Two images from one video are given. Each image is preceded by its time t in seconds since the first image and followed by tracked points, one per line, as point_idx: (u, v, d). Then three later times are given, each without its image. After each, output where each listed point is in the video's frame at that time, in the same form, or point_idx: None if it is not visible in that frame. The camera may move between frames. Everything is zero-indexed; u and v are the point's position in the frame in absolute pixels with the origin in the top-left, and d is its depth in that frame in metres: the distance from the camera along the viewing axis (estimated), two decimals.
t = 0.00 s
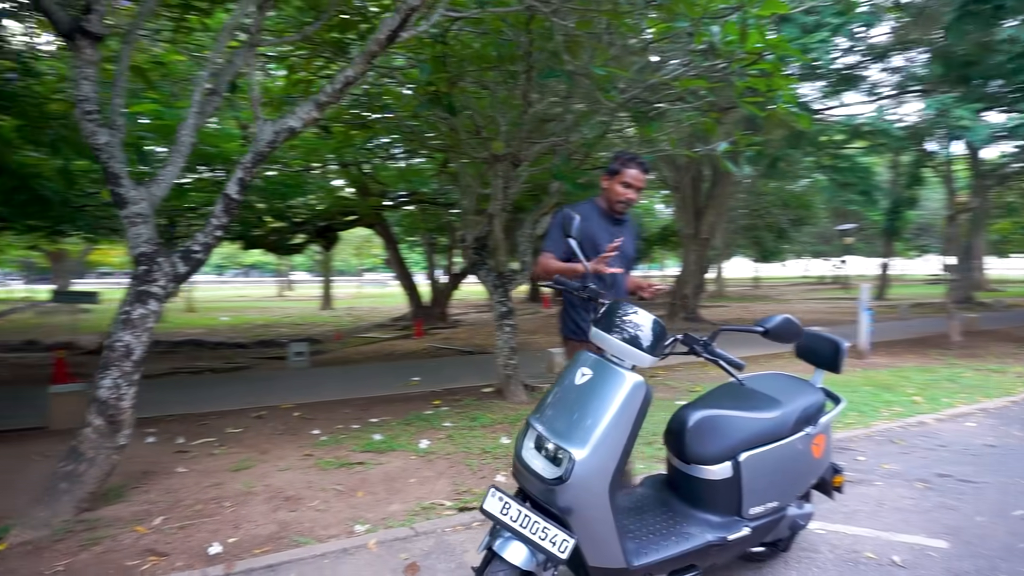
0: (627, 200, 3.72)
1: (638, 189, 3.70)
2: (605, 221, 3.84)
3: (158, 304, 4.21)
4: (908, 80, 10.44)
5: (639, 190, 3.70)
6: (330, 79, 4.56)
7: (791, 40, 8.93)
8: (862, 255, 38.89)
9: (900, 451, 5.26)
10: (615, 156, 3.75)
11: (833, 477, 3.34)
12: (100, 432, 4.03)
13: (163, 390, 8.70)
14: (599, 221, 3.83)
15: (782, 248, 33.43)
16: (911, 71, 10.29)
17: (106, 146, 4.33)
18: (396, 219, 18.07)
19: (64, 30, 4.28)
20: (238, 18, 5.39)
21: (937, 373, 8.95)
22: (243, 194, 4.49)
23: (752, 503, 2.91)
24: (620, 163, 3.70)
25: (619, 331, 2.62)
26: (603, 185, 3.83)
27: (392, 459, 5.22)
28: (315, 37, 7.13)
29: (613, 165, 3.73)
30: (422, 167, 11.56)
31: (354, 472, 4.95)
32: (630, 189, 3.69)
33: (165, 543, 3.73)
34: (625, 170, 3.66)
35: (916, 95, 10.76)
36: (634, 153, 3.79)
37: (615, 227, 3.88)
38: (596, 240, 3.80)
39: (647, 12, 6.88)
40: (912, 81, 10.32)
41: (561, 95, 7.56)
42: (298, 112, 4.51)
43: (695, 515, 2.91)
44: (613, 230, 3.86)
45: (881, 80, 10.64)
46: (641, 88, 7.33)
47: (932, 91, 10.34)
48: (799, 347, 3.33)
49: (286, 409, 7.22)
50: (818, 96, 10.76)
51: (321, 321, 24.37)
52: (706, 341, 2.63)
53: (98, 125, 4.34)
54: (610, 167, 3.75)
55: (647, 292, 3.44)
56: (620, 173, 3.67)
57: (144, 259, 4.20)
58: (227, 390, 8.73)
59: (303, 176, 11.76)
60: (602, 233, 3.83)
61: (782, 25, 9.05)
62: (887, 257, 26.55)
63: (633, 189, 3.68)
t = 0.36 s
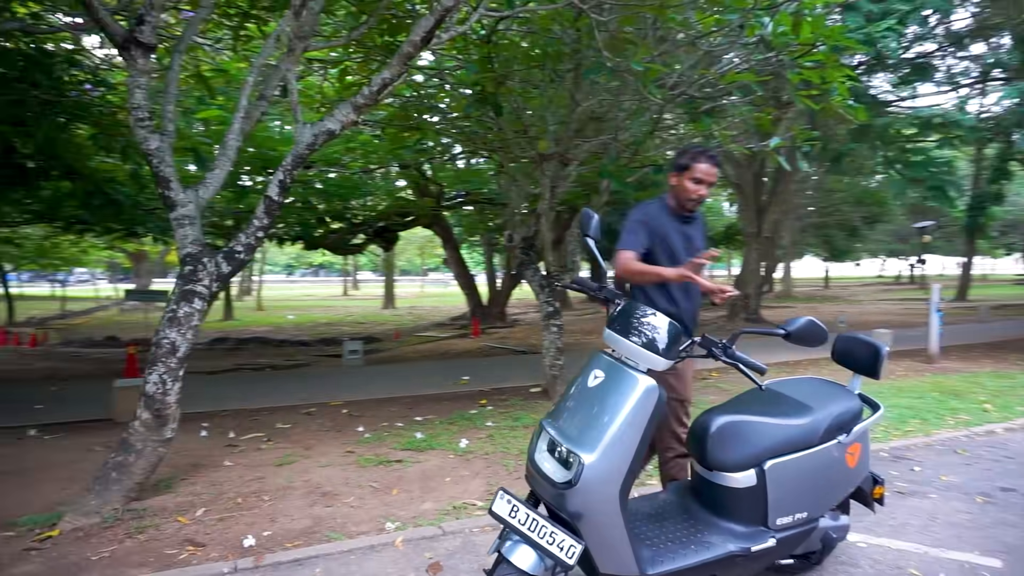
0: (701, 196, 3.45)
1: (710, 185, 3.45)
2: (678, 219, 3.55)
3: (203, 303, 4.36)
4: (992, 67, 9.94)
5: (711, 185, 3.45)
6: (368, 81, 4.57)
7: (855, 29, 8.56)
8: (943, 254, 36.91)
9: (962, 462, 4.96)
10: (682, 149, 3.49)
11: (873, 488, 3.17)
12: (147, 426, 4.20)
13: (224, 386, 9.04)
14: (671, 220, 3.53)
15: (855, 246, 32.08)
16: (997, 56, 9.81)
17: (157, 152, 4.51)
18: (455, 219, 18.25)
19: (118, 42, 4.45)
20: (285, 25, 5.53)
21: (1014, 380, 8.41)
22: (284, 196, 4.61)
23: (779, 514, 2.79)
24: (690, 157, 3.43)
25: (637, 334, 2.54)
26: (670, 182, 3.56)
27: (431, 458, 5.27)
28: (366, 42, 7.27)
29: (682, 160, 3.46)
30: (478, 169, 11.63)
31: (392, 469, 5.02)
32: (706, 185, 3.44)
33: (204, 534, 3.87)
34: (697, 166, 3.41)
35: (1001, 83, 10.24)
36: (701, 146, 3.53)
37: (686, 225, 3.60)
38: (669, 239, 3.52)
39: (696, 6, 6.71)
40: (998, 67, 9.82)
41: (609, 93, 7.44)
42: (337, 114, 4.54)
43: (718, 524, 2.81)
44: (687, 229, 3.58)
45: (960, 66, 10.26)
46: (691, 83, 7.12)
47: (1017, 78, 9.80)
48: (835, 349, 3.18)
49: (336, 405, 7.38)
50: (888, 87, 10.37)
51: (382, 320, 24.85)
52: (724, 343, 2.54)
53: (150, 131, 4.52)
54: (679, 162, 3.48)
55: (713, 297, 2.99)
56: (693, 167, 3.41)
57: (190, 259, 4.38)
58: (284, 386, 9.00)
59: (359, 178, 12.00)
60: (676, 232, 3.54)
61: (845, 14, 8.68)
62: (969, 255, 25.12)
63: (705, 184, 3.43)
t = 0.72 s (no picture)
0: (726, 183, 3.43)
1: (733, 171, 3.44)
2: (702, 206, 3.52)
3: (194, 297, 4.34)
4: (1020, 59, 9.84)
5: (734, 171, 3.44)
6: (360, 74, 4.51)
7: (874, 20, 8.33)
8: (973, 252, 36.01)
9: (973, 463, 4.79)
10: (704, 134, 3.45)
11: (866, 489, 3.04)
12: (138, 419, 4.19)
13: (233, 381, 9.09)
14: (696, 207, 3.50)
15: (882, 244, 31.42)
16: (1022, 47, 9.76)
17: (151, 146, 4.49)
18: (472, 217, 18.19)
19: (112, 36, 4.42)
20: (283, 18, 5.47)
21: None
22: (277, 190, 4.56)
23: (761, 514, 2.68)
24: (713, 141, 3.40)
25: (611, 328, 2.42)
26: (691, 169, 3.51)
27: (426, 454, 5.22)
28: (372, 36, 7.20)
29: (705, 146, 3.41)
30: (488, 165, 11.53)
31: (387, 465, 4.98)
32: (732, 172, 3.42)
33: (190, 528, 3.86)
34: (722, 151, 3.38)
35: None
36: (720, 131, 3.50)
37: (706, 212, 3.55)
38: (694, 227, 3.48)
39: None
40: None
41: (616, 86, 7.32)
42: (329, 107, 4.49)
43: (697, 524, 2.71)
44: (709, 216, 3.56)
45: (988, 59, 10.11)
46: (700, 75, 6.99)
47: None
48: (825, 345, 3.06)
49: (340, 402, 7.38)
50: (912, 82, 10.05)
51: (400, 318, 24.90)
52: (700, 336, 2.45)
53: (144, 125, 4.49)
54: (702, 147, 3.44)
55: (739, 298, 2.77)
56: (718, 152, 3.37)
57: (182, 253, 4.35)
58: (292, 382, 9.03)
59: (372, 176, 11.99)
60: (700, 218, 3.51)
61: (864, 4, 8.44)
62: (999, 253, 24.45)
63: (728, 170, 3.41)
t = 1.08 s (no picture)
0: (712, 186, 3.11)
1: (721, 173, 3.11)
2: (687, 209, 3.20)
3: (167, 297, 4.28)
4: None
5: (722, 173, 3.11)
6: (335, 70, 4.44)
7: (872, 17, 8.18)
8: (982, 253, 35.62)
9: (963, 469, 4.67)
10: (690, 132, 3.12)
11: (840, 497, 2.94)
12: (108, 420, 4.14)
13: (225, 382, 9.07)
14: (681, 210, 3.19)
15: (888, 245, 31.13)
16: None
17: (125, 143, 4.42)
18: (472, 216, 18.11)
19: (85, 32, 4.35)
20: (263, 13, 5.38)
21: None
22: (251, 188, 4.49)
23: (727, 523, 2.59)
24: (699, 140, 3.07)
25: (569, 333, 2.31)
26: (677, 169, 3.20)
27: (407, 457, 5.15)
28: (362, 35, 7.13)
29: (690, 144, 3.08)
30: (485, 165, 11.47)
31: (365, 468, 4.91)
32: (720, 174, 3.08)
33: (157, 532, 3.80)
34: (708, 151, 3.05)
35: None
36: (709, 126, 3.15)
37: (695, 216, 3.24)
38: (678, 231, 3.17)
39: None
40: None
41: (607, 84, 7.23)
42: (304, 105, 4.41)
43: (661, 533, 2.62)
44: (697, 219, 3.24)
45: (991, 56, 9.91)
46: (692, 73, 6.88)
47: None
48: (799, 348, 2.95)
49: (328, 402, 7.32)
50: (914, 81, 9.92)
51: (403, 317, 24.85)
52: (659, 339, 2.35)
53: (117, 123, 4.43)
54: (687, 147, 3.11)
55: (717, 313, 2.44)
56: (704, 153, 3.04)
57: (154, 252, 4.29)
58: (283, 382, 9.01)
59: (369, 176, 11.92)
60: (685, 222, 3.20)
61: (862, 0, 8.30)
62: (1007, 254, 24.17)
63: (715, 172, 3.08)
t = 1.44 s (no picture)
0: (709, 195, 2.99)
1: (720, 181, 2.98)
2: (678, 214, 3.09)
3: (161, 298, 4.29)
4: None
5: (722, 181, 2.98)
6: (328, 71, 4.44)
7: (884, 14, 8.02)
8: (1005, 254, 34.94)
9: (970, 476, 4.55)
10: (690, 136, 2.97)
11: (831, 506, 2.86)
12: (102, 421, 4.15)
13: (232, 382, 9.12)
14: (670, 217, 3.08)
15: (908, 246, 30.65)
16: None
17: (121, 145, 4.45)
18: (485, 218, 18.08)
19: (81, 35, 4.39)
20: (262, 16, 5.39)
21: None
22: (246, 190, 4.49)
23: (710, 532, 2.52)
24: (699, 147, 2.93)
25: (545, 338, 2.26)
26: (674, 172, 3.05)
27: (404, 459, 5.12)
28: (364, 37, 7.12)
29: (689, 150, 2.95)
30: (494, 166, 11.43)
31: (361, 470, 4.88)
32: (717, 183, 2.96)
33: (147, 533, 3.80)
34: (708, 160, 2.92)
35: None
36: (711, 130, 3.00)
37: (687, 221, 3.13)
38: (666, 238, 3.08)
39: None
40: None
41: (611, 84, 7.16)
42: (297, 106, 4.41)
43: (642, 541, 2.56)
44: (688, 225, 3.13)
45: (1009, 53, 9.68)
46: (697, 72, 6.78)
47: None
48: (789, 352, 2.88)
49: (332, 403, 7.32)
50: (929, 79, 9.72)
51: (417, 318, 24.88)
52: (635, 344, 2.30)
53: (113, 124, 4.46)
54: (687, 151, 2.97)
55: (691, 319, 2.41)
56: (705, 162, 2.91)
57: (149, 253, 4.30)
58: (291, 383, 9.04)
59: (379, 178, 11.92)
60: (675, 228, 3.10)
61: None
62: None
63: (715, 180, 2.96)
